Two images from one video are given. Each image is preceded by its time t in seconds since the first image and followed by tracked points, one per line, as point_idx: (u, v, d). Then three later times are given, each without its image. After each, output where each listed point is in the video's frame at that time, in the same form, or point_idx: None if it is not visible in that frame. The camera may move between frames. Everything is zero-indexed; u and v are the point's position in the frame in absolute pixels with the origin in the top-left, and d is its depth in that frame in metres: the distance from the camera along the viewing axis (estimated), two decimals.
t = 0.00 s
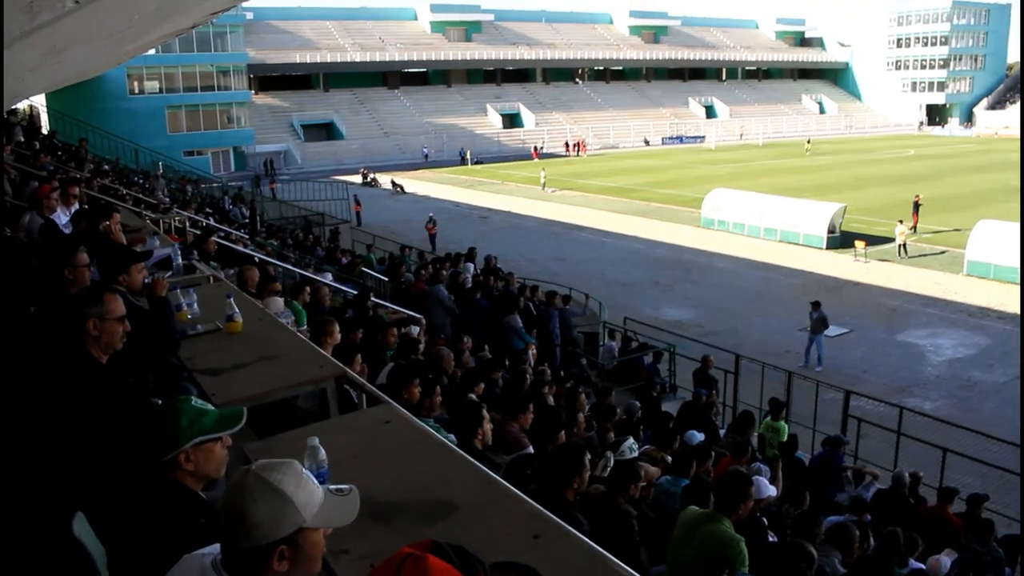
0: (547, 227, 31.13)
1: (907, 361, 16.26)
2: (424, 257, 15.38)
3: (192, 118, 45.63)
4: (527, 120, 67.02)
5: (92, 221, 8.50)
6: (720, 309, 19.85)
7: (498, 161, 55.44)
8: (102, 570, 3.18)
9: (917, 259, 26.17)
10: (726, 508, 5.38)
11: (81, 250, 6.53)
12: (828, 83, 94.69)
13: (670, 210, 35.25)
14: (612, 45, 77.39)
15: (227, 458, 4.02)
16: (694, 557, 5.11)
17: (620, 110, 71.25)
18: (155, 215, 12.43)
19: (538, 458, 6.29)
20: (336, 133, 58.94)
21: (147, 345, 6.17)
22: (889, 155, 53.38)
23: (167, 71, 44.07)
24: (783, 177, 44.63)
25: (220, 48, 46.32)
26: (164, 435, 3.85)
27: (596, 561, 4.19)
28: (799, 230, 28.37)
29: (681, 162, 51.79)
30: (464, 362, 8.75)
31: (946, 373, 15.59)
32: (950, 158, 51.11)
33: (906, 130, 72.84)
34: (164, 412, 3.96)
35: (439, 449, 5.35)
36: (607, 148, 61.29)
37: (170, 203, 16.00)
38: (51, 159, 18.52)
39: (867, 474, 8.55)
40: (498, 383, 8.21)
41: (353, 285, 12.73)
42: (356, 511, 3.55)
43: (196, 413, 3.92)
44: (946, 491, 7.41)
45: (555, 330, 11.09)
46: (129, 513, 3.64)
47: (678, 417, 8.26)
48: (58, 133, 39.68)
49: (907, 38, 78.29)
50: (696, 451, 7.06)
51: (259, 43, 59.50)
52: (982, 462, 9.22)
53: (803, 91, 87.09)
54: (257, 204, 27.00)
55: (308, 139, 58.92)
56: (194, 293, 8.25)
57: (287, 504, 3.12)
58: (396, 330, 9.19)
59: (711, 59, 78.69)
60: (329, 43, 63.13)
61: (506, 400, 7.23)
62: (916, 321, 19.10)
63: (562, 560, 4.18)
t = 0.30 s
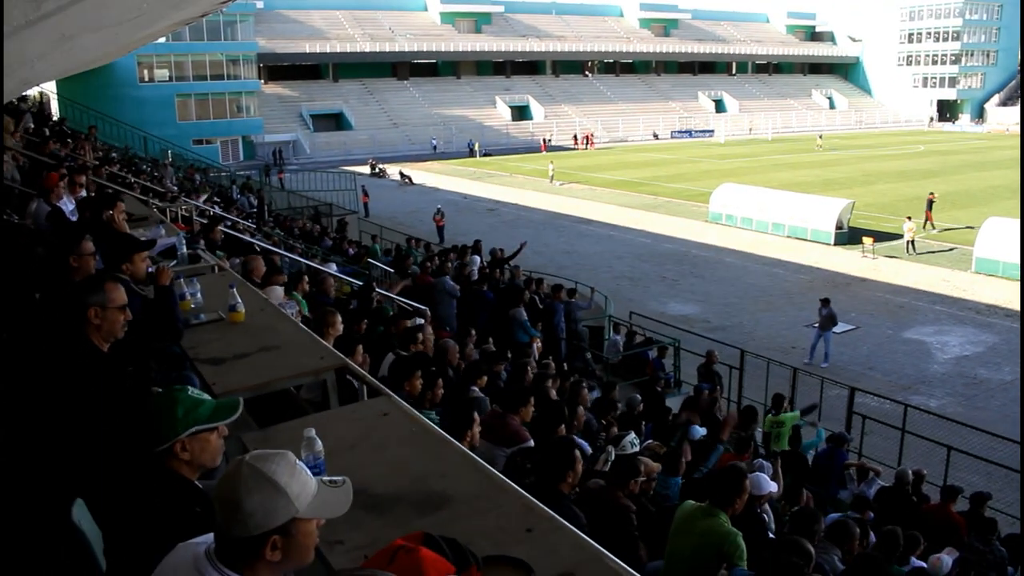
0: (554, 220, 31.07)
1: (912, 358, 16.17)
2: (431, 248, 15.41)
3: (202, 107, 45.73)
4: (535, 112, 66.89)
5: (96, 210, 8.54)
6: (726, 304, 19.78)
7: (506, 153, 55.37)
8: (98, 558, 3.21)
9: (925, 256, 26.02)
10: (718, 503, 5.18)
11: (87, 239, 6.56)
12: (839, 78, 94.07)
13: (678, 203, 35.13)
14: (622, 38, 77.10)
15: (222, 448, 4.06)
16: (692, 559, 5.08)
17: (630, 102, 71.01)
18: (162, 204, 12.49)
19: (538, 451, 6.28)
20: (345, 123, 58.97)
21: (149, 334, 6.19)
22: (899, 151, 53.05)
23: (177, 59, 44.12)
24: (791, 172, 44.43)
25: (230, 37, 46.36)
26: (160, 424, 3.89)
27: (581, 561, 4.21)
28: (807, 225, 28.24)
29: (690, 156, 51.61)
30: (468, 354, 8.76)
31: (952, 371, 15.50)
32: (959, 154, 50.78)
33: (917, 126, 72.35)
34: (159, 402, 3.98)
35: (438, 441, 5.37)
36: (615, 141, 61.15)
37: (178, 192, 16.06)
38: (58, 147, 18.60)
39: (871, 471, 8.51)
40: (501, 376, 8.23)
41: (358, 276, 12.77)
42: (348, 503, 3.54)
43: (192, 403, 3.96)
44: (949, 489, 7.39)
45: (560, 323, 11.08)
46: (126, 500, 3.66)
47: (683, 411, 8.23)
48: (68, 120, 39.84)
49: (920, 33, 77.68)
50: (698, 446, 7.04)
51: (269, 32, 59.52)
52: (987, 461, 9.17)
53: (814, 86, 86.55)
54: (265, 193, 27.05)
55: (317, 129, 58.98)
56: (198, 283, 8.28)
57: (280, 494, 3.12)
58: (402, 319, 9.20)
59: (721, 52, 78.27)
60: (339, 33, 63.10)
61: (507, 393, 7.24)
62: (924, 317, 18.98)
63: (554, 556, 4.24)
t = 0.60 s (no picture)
0: (535, 213, 31.06)
1: (890, 349, 16.28)
2: (411, 243, 15.42)
3: (181, 102, 45.40)
4: (517, 106, 66.84)
5: (70, 207, 8.48)
6: (706, 296, 19.83)
7: (487, 147, 55.32)
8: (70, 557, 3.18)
9: (903, 248, 26.20)
10: (673, 493, 5.31)
11: (60, 237, 6.52)
12: (819, 71, 94.44)
13: (659, 197, 35.20)
14: (602, 31, 77.12)
15: (194, 444, 4.01)
16: (660, 547, 5.19)
17: (611, 96, 71.08)
18: (139, 200, 12.43)
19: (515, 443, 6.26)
20: (327, 118, 58.72)
21: (125, 331, 6.15)
22: (877, 144, 53.37)
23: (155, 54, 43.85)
24: (770, 165, 44.62)
25: (210, 32, 46.06)
26: (131, 421, 3.86)
27: (552, 552, 4.20)
28: (787, 218, 28.35)
29: (670, 149, 51.74)
30: (448, 347, 8.75)
31: (929, 361, 15.62)
32: (936, 147, 51.16)
33: (896, 119, 72.80)
34: (129, 399, 3.94)
35: (411, 432, 5.36)
36: (596, 135, 61.18)
37: (154, 187, 15.97)
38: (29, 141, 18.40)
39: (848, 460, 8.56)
40: (480, 369, 8.22)
41: (338, 270, 12.75)
42: (318, 493, 3.50)
43: (163, 399, 3.92)
44: (921, 478, 7.48)
45: (539, 316, 11.11)
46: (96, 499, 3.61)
47: (662, 402, 8.23)
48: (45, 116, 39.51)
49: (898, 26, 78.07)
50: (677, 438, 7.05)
51: (249, 27, 59.12)
52: (963, 451, 9.27)
53: (794, 79, 86.89)
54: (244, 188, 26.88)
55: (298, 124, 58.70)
56: (174, 279, 8.23)
57: (248, 487, 3.07)
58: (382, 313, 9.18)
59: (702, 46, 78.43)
60: (319, 27, 62.77)
61: (485, 387, 7.24)
62: (902, 309, 19.11)
63: (526, 546, 4.24)
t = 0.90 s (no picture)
0: (486, 205, 31.02)
1: (836, 332, 16.62)
2: (360, 236, 15.35)
3: (124, 97, 44.39)
4: (466, 97, 66.69)
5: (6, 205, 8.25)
6: (655, 284, 20.01)
7: (437, 138, 55.11)
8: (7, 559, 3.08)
9: (847, 233, 26.76)
10: (609, 483, 5.25)
11: None
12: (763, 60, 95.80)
13: (608, 186, 35.42)
14: (550, 22, 77.22)
15: (135, 442, 3.94)
16: (601, 537, 5.21)
17: (559, 87, 71.27)
18: (80, 197, 12.16)
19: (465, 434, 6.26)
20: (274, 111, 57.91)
21: (65, 331, 6.00)
22: (821, 132, 54.39)
23: (96, 47, 42.83)
24: (716, 153, 45.20)
25: (151, 25, 44.85)
26: (68, 420, 3.76)
27: (497, 541, 4.20)
28: (734, 206, 28.75)
29: (620, 139, 52.09)
30: (398, 339, 8.71)
31: (873, 344, 15.99)
32: (877, 134, 52.31)
33: (838, 107, 74.20)
34: (66, 395, 3.84)
35: (358, 425, 5.32)
36: (545, 125, 61.28)
37: (93, 183, 15.60)
38: None
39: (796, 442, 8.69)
40: (430, 361, 8.19)
41: (287, 265, 12.63)
42: (261, 486, 3.43)
43: (101, 398, 3.83)
44: (865, 458, 7.63)
45: (489, 307, 11.14)
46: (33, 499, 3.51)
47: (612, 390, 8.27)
48: None
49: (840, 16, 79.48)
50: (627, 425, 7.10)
51: (192, 19, 57.92)
52: (906, 431, 9.51)
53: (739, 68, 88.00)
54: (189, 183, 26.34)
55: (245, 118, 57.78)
56: (116, 276, 8.06)
57: (188, 481, 3.00)
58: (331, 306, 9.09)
59: (649, 36, 78.98)
60: (264, 19, 61.79)
61: (435, 379, 7.22)
62: (846, 293, 19.52)
63: (469, 535, 4.25)
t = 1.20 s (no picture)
0: (436, 197, 30.91)
1: (784, 317, 16.92)
2: (310, 230, 15.26)
3: (64, 92, 43.23)
4: (414, 89, 66.32)
5: None
6: (606, 273, 20.15)
7: (387, 131, 54.72)
8: None
9: (793, 219, 27.24)
10: (552, 476, 5.33)
11: None
12: (708, 50, 96.90)
13: (558, 176, 35.53)
14: (497, 13, 77.06)
15: (78, 442, 3.87)
16: (548, 530, 5.28)
17: (508, 77, 71.27)
18: (19, 196, 11.87)
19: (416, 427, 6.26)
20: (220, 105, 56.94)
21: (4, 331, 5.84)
22: (766, 120, 55.24)
23: (33, 40, 41.56)
24: (664, 142, 45.63)
25: (91, 17, 44.30)
26: (8, 421, 3.67)
27: (448, 530, 4.20)
28: (682, 194, 29.07)
29: (569, 129, 52.30)
30: (349, 333, 8.67)
31: (821, 328, 16.31)
32: (819, 121, 53.32)
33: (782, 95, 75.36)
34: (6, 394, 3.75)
35: (306, 420, 5.28)
36: (495, 116, 61.18)
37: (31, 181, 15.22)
38: None
39: (746, 425, 8.82)
40: (382, 354, 8.15)
41: (236, 262, 12.51)
42: (207, 483, 3.39)
43: (41, 397, 3.74)
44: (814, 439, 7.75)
45: (441, 300, 11.16)
46: None
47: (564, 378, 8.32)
48: None
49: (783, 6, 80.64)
50: (579, 413, 7.14)
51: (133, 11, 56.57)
52: (853, 412, 9.73)
53: (686, 58, 88.84)
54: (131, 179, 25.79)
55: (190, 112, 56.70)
56: (58, 274, 7.88)
57: (134, 478, 2.95)
58: (280, 301, 9.00)
59: (596, 26, 79.30)
60: (208, 12, 60.65)
61: (386, 370, 7.19)
62: (794, 278, 19.88)
63: (420, 525, 4.25)
